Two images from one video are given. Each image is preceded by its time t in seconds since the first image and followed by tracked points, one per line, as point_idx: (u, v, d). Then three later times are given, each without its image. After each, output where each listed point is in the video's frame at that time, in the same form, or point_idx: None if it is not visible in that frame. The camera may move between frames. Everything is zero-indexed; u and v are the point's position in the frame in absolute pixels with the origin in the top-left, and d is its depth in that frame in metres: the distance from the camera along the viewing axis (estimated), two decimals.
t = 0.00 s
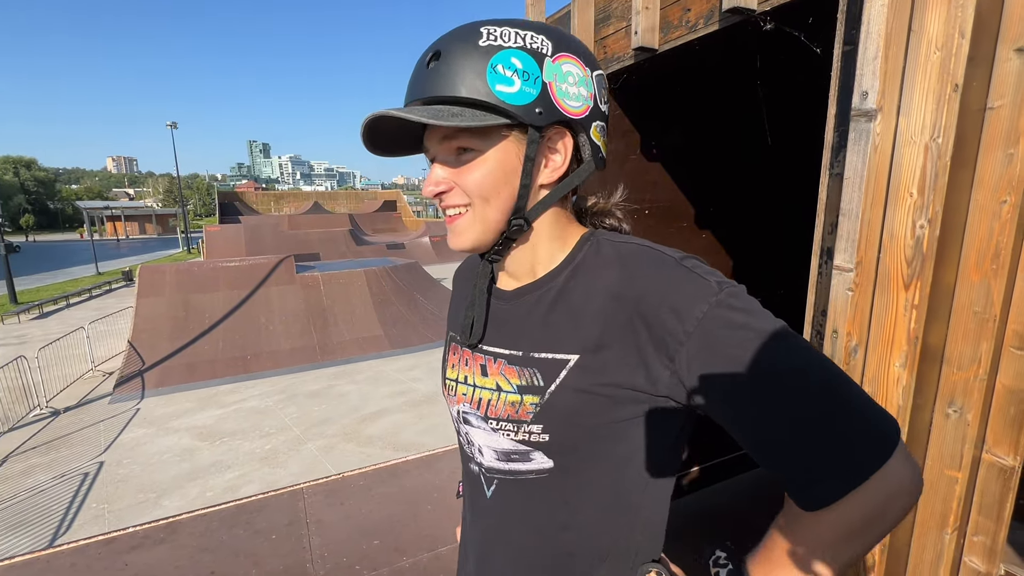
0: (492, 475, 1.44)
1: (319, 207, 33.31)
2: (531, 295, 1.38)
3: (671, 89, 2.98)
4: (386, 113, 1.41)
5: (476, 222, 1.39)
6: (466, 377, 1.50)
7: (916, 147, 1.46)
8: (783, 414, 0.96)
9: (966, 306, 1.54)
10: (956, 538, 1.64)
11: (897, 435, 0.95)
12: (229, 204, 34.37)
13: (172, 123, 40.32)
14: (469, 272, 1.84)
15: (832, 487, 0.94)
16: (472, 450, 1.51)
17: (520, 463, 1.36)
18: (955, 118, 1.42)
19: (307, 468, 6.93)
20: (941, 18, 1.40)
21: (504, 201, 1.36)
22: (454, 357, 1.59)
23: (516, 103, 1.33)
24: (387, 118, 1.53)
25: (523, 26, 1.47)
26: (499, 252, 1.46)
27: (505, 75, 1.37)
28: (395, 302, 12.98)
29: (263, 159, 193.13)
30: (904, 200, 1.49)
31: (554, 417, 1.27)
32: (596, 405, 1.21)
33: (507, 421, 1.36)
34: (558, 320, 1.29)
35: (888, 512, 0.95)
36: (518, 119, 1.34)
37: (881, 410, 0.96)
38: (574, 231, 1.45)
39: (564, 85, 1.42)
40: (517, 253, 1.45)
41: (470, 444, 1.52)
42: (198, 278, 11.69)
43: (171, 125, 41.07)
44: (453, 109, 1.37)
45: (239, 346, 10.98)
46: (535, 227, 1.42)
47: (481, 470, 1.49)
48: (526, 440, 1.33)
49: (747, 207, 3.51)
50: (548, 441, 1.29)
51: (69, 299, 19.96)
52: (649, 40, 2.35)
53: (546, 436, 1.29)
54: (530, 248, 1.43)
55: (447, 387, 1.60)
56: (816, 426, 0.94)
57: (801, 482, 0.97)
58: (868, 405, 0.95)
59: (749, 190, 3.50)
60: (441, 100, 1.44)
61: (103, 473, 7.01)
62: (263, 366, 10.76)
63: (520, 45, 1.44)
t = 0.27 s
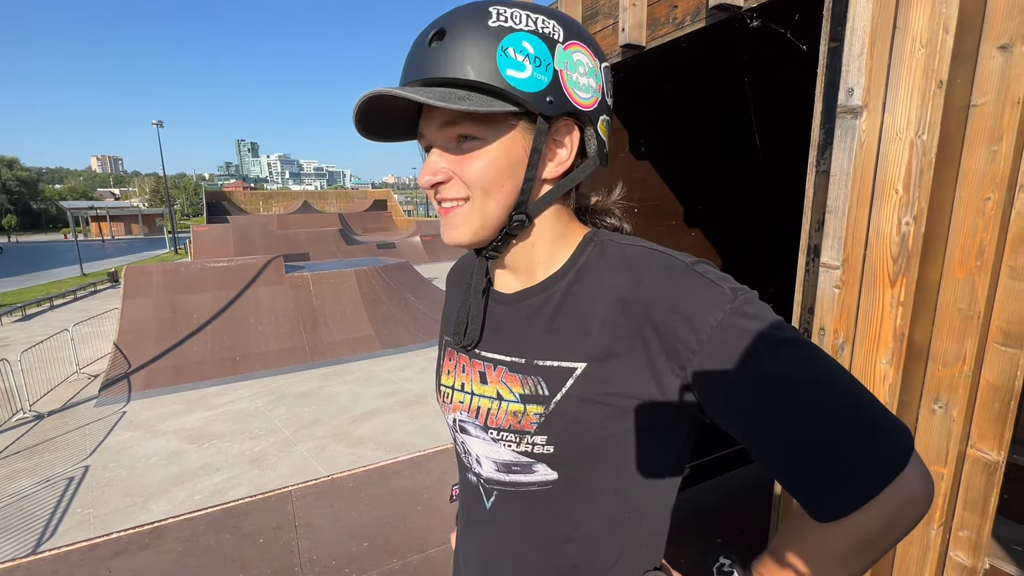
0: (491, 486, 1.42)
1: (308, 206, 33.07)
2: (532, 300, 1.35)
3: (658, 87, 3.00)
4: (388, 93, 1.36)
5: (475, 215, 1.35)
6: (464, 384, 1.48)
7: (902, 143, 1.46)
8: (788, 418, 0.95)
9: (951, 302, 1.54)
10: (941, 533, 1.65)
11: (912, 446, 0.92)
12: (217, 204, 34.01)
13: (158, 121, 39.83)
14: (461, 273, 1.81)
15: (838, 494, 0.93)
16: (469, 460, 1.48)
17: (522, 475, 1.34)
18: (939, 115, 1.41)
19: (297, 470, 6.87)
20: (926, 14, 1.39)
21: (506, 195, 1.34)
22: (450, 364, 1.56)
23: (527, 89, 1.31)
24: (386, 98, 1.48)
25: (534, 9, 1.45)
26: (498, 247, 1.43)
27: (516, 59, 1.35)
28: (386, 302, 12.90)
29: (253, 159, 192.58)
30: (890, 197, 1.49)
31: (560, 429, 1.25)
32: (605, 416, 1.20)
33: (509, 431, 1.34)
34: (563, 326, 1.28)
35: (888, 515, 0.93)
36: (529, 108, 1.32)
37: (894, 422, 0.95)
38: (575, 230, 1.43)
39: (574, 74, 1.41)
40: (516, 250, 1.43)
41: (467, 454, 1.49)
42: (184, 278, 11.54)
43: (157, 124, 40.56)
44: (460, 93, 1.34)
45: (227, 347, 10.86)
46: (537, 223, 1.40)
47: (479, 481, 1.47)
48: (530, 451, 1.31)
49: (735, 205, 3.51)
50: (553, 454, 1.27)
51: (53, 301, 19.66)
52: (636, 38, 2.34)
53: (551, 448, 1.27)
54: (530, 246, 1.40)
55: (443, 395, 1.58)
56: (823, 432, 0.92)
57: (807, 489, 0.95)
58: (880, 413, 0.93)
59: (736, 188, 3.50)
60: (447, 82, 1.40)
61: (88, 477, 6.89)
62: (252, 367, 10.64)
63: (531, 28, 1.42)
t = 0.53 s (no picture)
0: (486, 489, 1.42)
1: (300, 207, 32.90)
2: (530, 303, 1.36)
3: (648, 89, 3.01)
4: (397, 101, 1.34)
5: (482, 225, 1.34)
6: (460, 388, 1.48)
7: (884, 146, 1.47)
8: (779, 418, 0.99)
9: (935, 301, 1.57)
10: (927, 528, 1.67)
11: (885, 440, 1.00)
12: (207, 205, 33.73)
13: (147, 122, 39.48)
14: (449, 276, 1.82)
15: (822, 489, 0.98)
16: (464, 464, 1.48)
17: (521, 477, 1.34)
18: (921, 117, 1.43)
19: (290, 473, 6.84)
20: (906, 19, 1.41)
21: (512, 205, 1.34)
22: (444, 367, 1.57)
23: (536, 100, 1.33)
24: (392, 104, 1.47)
25: (539, 18, 1.47)
26: (500, 254, 1.44)
27: (526, 68, 1.36)
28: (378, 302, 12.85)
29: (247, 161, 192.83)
30: (873, 198, 1.51)
31: (565, 433, 1.26)
32: (607, 417, 1.22)
33: (509, 434, 1.35)
34: (563, 329, 1.29)
35: (861, 505, 0.99)
36: (537, 118, 1.34)
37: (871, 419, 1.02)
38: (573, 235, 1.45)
39: (578, 84, 1.44)
40: (516, 258, 1.43)
41: (461, 457, 1.49)
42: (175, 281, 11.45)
43: (146, 124, 40.16)
44: (471, 103, 1.34)
45: (219, 350, 10.78)
46: (537, 230, 1.40)
47: (473, 484, 1.47)
48: (530, 453, 1.31)
49: (725, 205, 3.54)
50: (556, 455, 1.28)
51: (40, 304, 19.43)
52: (624, 40, 2.35)
53: (553, 449, 1.28)
54: (530, 253, 1.41)
55: (435, 398, 1.58)
56: (810, 430, 0.97)
57: (794, 483, 1.00)
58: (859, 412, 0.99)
59: (725, 189, 3.54)
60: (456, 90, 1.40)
61: (78, 482, 6.82)
62: (244, 369, 10.58)
63: (538, 37, 1.44)
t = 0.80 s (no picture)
0: (483, 494, 1.42)
1: (296, 208, 32.81)
2: (527, 309, 1.37)
3: (646, 90, 3.02)
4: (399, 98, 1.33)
5: (481, 224, 1.35)
6: (458, 393, 1.48)
7: (880, 147, 1.48)
8: (769, 419, 1.04)
9: (931, 300, 1.58)
10: (925, 526, 1.68)
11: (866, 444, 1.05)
12: (202, 207, 33.60)
13: (142, 123, 39.34)
14: (440, 278, 1.82)
15: (806, 488, 1.03)
16: (459, 469, 1.48)
17: (521, 481, 1.35)
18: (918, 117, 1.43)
19: (287, 475, 6.81)
20: (902, 19, 1.41)
21: (511, 203, 1.36)
22: (439, 372, 1.56)
23: (538, 100, 1.34)
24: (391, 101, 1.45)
25: (538, 18, 1.49)
26: (495, 254, 1.45)
27: (526, 67, 1.37)
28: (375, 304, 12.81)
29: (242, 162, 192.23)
30: (869, 198, 1.51)
31: (570, 438, 1.27)
32: (607, 420, 1.24)
33: (511, 439, 1.35)
34: (564, 335, 1.29)
35: (843, 497, 1.03)
36: (537, 117, 1.35)
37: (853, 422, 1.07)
38: (565, 236, 1.47)
39: (576, 85, 1.46)
40: (511, 257, 1.44)
41: (457, 462, 1.49)
42: (170, 282, 11.39)
43: (141, 126, 40.03)
44: (473, 100, 1.33)
45: (215, 352, 10.72)
46: (532, 228, 1.42)
47: (468, 489, 1.47)
48: (533, 457, 1.32)
49: (722, 205, 3.56)
50: (559, 458, 1.29)
51: (34, 307, 19.31)
52: (621, 41, 2.36)
53: (556, 453, 1.29)
54: (525, 254, 1.42)
55: (431, 404, 1.58)
56: (798, 433, 1.02)
57: (781, 482, 1.05)
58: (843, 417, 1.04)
59: (722, 189, 3.55)
60: (454, 88, 1.39)
61: (73, 486, 6.77)
62: (241, 371, 10.53)
63: (538, 37, 1.46)
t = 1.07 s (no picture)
0: (467, 499, 1.46)
1: (296, 209, 32.79)
2: (511, 316, 1.39)
3: (646, 89, 2.99)
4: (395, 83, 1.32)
5: (471, 218, 1.34)
6: (441, 399, 1.49)
7: (884, 147, 1.47)
8: (749, 422, 1.08)
9: (934, 301, 1.57)
10: (928, 528, 1.67)
11: (839, 440, 1.10)
12: (202, 208, 33.56)
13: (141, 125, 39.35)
14: (424, 282, 1.83)
15: (786, 487, 1.07)
16: (443, 475, 1.51)
17: (505, 486, 1.37)
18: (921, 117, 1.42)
19: (287, 476, 6.80)
20: (905, 18, 1.40)
21: (501, 200, 1.36)
22: (423, 378, 1.57)
23: (532, 96, 1.36)
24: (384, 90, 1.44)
25: (531, 20, 1.53)
26: (481, 252, 1.45)
27: (521, 65, 1.40)
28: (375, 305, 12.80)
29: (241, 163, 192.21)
30: (873, 199, 1.50)
31: (553, 441, 1.30)
32: (589, 425, 1.27)
33: (496, 444, 1.38)
34: (548, 341, 1.32)
35: (817, 495, 1.08)
36: (529, 114, 1.36)
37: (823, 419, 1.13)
38: (548, 239, 1.48)
39: (566, 85, 1.50)
40: (498, 257, 1.44)
41: (441, 468, 1.51)
42: (170, 284, 11.37)
43: (139, 128, 39.99)
44: (467, 92, 1.33)
45: (214, 353, 10.70)
46: (519, 228, 1.42)
47: (453, 495, 1.50)
48: (517, 462, 1.35)
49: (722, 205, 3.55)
50: (543, 463, 1.31)
51: (34, 308, 19.26)
52: (622, 41, 2.35)
53: (540, 457, 1.31)
54: (511, 255, 1.42)
55: (415, 409, 1.59)
56: (777, 433, 1.06)
57: (762, 482, 1.09)
58: (817, 415, 1.10)
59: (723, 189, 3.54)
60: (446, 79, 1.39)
61: (72, 488, 6.76)
62: (240, 372, 10.52)
63: (531, 37, 1.49)
